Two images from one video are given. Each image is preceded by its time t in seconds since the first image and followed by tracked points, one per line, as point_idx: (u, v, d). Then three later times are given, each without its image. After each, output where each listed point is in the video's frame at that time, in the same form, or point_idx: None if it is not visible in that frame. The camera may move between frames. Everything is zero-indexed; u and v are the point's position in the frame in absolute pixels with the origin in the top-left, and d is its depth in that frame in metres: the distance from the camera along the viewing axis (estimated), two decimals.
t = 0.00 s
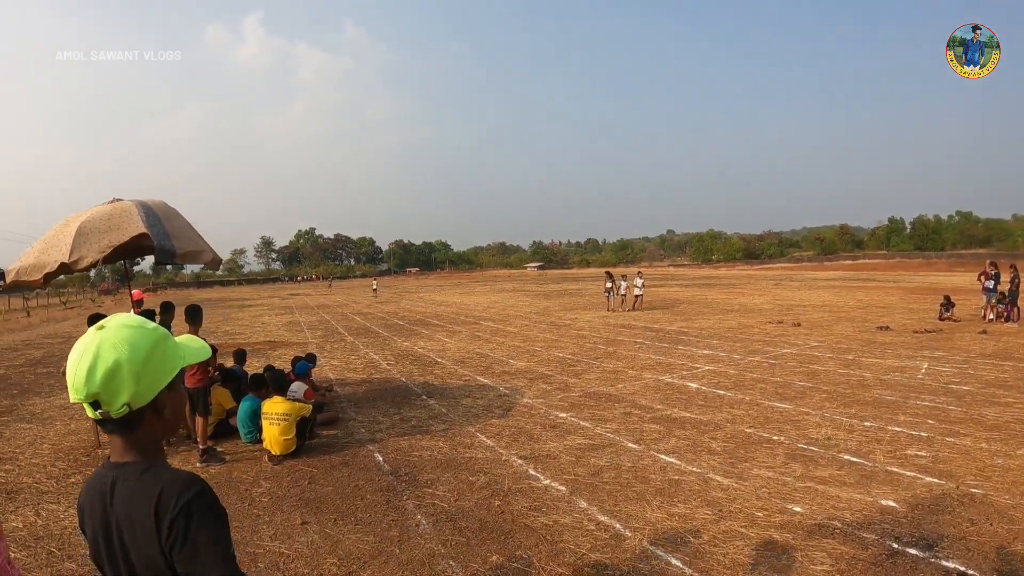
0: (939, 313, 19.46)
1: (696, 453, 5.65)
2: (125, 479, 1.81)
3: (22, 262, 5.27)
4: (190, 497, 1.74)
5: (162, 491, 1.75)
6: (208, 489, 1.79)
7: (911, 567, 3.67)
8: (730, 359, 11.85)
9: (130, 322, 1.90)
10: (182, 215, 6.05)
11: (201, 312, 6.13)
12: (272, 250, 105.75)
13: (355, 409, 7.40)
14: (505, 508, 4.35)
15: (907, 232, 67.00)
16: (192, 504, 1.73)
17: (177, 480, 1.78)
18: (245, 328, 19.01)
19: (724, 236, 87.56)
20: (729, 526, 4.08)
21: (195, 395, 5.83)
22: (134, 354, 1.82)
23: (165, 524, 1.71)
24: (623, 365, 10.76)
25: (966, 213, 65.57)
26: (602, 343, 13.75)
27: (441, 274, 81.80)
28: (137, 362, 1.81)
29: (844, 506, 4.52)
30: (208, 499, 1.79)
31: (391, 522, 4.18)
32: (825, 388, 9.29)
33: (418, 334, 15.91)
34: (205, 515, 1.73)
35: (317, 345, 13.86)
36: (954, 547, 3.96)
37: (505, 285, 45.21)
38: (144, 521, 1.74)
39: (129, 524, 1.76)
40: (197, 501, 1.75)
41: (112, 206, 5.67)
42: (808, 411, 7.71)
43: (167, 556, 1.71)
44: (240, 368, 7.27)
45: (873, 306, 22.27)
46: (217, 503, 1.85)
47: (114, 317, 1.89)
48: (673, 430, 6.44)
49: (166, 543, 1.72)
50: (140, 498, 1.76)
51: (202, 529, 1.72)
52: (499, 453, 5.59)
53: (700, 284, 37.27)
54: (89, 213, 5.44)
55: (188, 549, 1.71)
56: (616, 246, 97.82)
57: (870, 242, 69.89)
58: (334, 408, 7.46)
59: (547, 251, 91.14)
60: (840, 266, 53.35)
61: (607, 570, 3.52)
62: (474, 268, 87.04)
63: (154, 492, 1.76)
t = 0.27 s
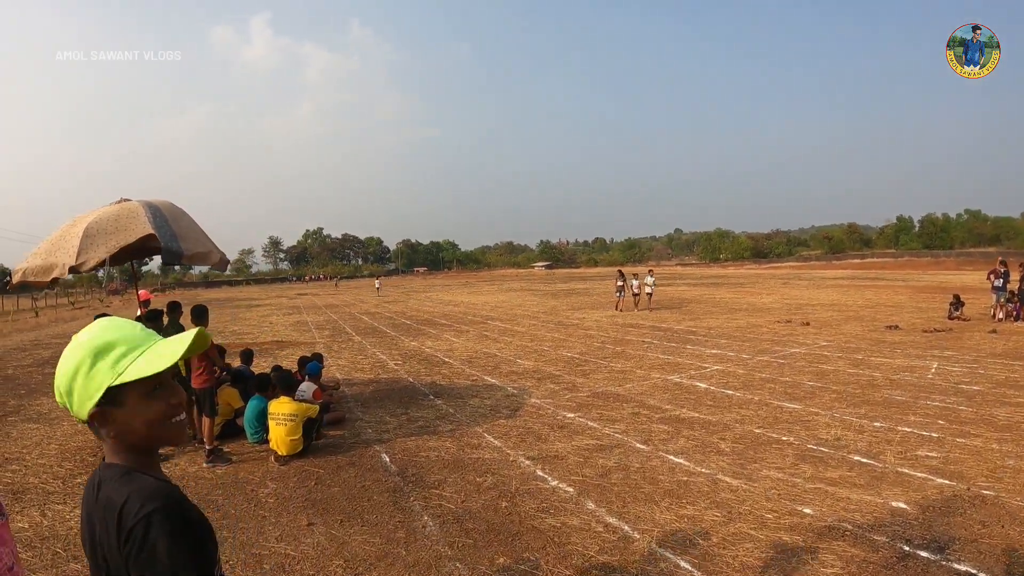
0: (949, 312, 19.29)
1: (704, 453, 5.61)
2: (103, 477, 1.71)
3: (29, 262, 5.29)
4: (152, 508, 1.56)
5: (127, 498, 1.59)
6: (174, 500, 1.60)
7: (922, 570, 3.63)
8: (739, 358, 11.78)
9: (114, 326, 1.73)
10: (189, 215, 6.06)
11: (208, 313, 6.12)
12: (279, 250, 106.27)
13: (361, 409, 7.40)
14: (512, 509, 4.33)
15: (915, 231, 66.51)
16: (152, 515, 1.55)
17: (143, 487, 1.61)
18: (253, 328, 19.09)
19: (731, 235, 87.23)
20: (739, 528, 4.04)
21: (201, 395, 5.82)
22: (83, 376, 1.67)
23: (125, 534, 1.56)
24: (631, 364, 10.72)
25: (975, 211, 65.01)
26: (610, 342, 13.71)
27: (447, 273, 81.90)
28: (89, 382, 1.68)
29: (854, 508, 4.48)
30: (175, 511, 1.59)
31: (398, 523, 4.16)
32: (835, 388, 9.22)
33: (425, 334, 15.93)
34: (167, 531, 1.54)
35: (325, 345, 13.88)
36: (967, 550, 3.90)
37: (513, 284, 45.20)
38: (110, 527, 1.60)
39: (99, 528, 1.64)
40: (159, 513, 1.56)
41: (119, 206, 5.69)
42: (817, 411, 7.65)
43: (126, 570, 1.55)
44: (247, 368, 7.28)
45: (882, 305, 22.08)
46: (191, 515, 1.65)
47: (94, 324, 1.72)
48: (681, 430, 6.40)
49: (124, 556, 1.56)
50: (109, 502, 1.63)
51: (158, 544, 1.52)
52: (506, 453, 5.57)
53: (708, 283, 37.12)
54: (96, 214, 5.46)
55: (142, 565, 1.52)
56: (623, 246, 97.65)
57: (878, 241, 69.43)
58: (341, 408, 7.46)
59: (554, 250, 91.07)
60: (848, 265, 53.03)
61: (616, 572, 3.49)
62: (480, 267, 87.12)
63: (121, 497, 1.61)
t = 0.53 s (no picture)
0: (956, 310, 19.18)
1: (711, 452, 5.59)
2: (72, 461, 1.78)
3: (34, 262, 5.32)
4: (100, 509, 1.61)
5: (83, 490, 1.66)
6: (123, 502, 1.64)
7: (930, 568, 3.60)
8: (745, 356, 11.74)
9: (95, 324, 1.76)
10: (193, 213, 6.07)
11: (213, 311, 6.14)
12: (283, 250, 106.57)
13: (367, 407, 7.41)
14: (517, 507, 4.33)
15: (922, 229, 66.12)
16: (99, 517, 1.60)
17: (97, 484, 1.66)
18: (259, 327, 19.15)
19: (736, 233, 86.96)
20: (745, 526, 4.03)
21: (206, 393, 5.84)
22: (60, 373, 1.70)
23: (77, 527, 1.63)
24: (637, 362, 10.69)
25: (982, 208, 64.60)
26: (616, 341, 13.68)
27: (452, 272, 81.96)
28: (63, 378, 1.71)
29: (861, 506, 4.45)
30: (124, 511, 1.64)
31: (403, 521, 4.17)
32: (842, 386, 9.18)
33: (430, 332, 15.93)
34: (113, 532, 1.60)
35: (330, 344, 13.91)
36: (975, 549, 3.87)
37: (517, 283, 45.15)
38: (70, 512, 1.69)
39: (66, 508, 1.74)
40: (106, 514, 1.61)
41: (124, 206, 5.71)
42: (824, 409, 7.61)
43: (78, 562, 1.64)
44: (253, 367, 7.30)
45: (889, 303, 21.97)
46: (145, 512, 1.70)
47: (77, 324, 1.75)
48: (687, 428, 6.38)
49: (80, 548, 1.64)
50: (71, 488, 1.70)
51: (101, 548, 1.58)
52: (511, 451, 5.57)
53: (713, 281, 36.98)
54: (100, 213, 5.48)
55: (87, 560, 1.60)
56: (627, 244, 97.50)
57: (884, 238, 69.05)
58: (346, 406, 7.47)
59: (558, 248, 91.03)
60: (854, 263, 52.77)
61: (621, 571, 3.48)
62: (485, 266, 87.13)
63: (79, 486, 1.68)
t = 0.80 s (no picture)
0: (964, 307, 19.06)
1: (717, 448, 5.59)
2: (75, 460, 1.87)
3: (42, 260, 5.37)
4: (91, 506, 1.65)
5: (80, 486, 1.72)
6: (117, 500, 1.68)
7: (935, 565, 3.60)
8: (751, 353, 11.72)
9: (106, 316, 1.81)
10: (200, 212, 6.12)
11: (220, 308, 6.17)
12: (289, 248, 106.89)
13: (373, 404, 7.44)
14: (522, 503, 4.34)
15: (929, 226, 65.72)
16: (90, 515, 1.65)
17: (93, 482, 1.71)
18: (266, 325, 19.23)
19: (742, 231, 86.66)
20: (751, 522, 4.03)
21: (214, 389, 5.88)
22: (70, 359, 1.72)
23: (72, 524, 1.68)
24: (643, 360, 10.69)
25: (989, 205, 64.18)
26: (622, 338, 13.68)
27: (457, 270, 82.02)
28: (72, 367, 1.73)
29: (867, 503, 4.45)
30: (118, 510, 1.68)
31: (409, 516, 4.19)
32: (848, 383, 9.15)
33: (436, 330, 15.96)
34: (105, 528, 1.64)
35: (337, 342, 13.96)
36: (980, 545, 3.86)
37: (523, 281, 45.14)
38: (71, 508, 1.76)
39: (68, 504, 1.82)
40: (98, 513, 1.65)
41: (130, 203, 5.75)
42: (831, 406, 7.60)
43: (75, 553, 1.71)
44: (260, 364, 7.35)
45: (896, 301, 21.86)
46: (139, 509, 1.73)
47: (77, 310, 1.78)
48: (693, 425, 6.38)
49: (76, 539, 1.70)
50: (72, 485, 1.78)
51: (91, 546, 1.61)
52: (517, 448, 5.59)
53: (719, 279, 36.88)
54: (108, 211, 5.53)
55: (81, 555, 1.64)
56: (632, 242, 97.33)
57: (891, 235, 68.66)
58: (353, 403, 7.51)
59: (563, 246, 90.92)
60: (860, 260, 52.47)
61: (626, 567, 3.49)
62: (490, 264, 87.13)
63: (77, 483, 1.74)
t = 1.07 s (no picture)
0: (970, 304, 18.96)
1: (723, 445, 5.59)
2: (103, 463, 1.86)
3: (50, 259, 5.41)
4: (145, 503, 1.68)
5: (123, 487, 1.73)
6: (170, 495, 1.72)
7: (942, 561, 3.59)
8: (757, 350, 11.70)
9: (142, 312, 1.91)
10: (207, 210, 6.14)
11: (227, 306, 6.20)
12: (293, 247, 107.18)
13: (379, 402, 7.47)
14: (528, 500, 4.35)
15: (934, 223, 65.38)
16: (143, 513, 1.67)
17: (138, 480, 1.74)
18: (271, 323, 19.29)
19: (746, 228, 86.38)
20: (757, 519, 4.03)
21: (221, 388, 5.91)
22: (127, 330, 1.86)
23: (119, 524, 1.69)
24: (648, 357, 10.69)
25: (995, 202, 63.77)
26: (628, 335, 13.68)
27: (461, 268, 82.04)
28: (131, 337, 1.86)
29: (874, 500, 4.45)
30: (171, 504, 1.72)
31: (415, 513, 4.21)
32: (854, 380, 9.13)
33: (442, 328, 15.99)
34: (161, 523, 1.67)
35: (342, 340, 14.00)
36: (986, 542, 3.85)
37: (528, 279, 45.12)
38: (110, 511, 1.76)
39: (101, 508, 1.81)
40: (152, 509, 1.68)
41: (137, 202, 5.78)
42: (837, 403, 7.59)
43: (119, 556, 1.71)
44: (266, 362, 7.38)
45: (902, 298, 21.76)
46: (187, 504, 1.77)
47: (106, 297, 1.93)
48: (699, 422, 6.38)
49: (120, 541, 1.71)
50: (108, 487, 1.77)
51: (150, 541, 1.64)
52: (523, 445, 5.60)
53: (725, 276, 36.77)
54: (115, 210, 5.56)
55: (135, 552, 1.66)
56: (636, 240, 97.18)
57: (897, 232, 68.32)
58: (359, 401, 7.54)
59: (568, 244, 90.81)
60: (866, 258, 52.25)
61: (632, 563, 3.50)
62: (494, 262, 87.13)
63: (118, 484, 1.75)
